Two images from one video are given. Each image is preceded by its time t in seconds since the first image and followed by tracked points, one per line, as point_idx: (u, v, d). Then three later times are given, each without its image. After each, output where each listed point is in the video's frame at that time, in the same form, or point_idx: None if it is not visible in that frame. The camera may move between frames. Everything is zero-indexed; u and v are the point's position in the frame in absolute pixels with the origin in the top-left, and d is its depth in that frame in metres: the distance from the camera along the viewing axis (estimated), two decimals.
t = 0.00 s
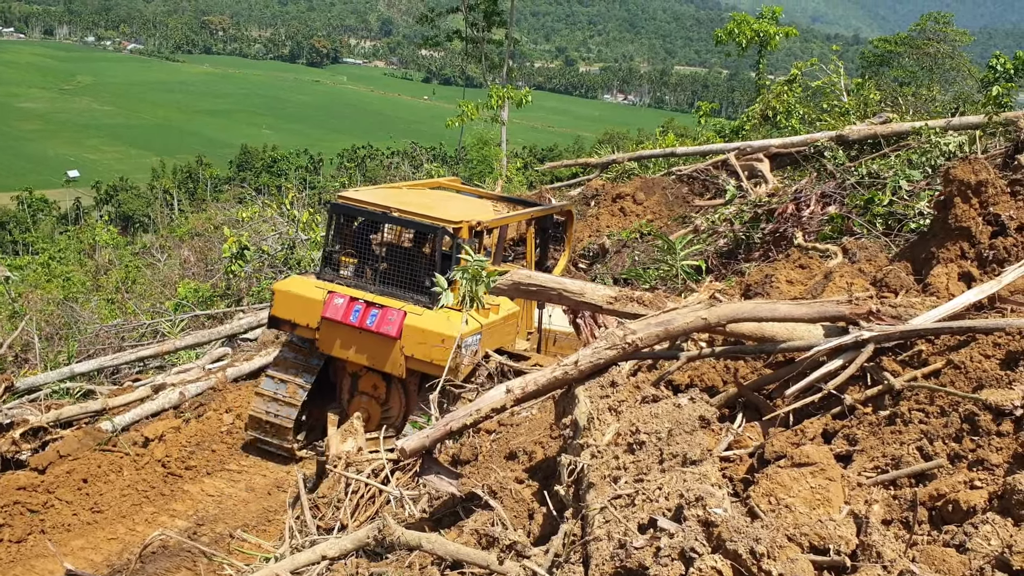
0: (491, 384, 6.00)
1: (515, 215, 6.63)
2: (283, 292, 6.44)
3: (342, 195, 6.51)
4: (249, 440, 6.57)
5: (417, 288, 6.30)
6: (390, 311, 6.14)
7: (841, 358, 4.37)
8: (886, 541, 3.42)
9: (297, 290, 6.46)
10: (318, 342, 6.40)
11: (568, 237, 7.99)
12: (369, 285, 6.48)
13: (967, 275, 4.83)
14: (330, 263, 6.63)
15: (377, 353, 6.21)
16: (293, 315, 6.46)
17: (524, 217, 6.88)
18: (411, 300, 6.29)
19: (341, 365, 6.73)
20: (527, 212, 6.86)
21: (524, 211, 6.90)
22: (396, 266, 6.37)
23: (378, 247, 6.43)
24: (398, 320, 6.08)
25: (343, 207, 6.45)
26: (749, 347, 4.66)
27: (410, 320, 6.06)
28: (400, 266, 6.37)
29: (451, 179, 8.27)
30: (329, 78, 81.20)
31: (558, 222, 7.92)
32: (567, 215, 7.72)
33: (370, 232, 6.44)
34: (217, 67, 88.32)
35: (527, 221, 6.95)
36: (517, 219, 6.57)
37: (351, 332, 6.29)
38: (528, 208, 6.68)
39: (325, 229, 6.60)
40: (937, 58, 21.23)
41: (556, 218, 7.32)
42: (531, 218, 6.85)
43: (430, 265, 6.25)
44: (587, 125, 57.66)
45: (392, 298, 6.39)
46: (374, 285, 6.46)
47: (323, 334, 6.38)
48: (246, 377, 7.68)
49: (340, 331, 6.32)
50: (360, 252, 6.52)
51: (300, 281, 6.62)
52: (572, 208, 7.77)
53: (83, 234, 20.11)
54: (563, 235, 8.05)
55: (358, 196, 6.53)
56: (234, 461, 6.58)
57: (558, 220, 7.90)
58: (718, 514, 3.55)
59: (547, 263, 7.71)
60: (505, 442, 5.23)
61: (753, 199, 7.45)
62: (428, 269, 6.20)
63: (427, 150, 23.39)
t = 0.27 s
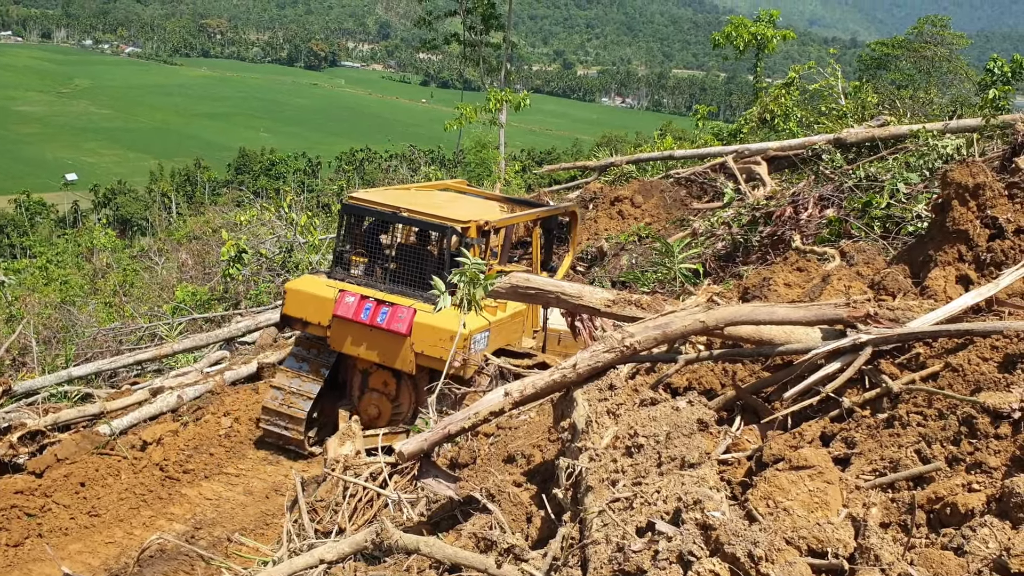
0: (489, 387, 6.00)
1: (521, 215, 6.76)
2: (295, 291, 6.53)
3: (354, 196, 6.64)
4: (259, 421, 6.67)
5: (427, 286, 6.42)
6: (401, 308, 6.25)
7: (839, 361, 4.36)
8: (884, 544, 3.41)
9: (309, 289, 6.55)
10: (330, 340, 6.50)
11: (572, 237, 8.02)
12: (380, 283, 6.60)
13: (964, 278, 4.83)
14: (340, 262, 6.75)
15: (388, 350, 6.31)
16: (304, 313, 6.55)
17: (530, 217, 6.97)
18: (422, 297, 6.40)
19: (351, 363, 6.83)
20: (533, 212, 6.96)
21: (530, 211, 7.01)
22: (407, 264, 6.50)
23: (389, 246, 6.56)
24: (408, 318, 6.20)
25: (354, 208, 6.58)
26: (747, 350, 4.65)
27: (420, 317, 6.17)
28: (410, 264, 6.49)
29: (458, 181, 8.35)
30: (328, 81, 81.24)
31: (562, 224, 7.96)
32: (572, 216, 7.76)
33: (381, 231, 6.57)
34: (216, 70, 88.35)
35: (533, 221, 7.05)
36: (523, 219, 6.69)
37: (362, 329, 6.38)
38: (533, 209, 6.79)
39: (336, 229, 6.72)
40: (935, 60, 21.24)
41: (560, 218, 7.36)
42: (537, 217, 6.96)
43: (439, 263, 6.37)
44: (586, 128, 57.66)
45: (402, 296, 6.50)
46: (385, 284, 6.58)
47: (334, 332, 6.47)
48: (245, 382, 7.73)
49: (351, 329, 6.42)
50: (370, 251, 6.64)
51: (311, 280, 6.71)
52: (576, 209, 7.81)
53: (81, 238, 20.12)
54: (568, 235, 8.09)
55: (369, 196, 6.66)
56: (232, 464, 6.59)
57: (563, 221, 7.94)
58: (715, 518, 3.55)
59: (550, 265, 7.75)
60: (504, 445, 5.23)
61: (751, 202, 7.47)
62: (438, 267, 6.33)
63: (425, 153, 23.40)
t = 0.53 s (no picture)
0: (486, 390, 6.00)
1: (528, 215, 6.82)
2: (307, 289, 6.59)
3: (365, 196, 6.76)
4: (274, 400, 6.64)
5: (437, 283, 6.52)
6: (411, 306, 6.30)
7: (837, 363, 4.37)
8: (883, 546, 3.41)
9: (320, 287, 6.61)
10: (341, 337, 6.55)
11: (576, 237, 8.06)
12: (391, 281, 6.71)
13: (962, 280, 4.84)
14: (352, 261, 6.88)
15: (398, 347, 6.35)
16: (316, 311, 6.61)
17: (535, 217, 7.04)
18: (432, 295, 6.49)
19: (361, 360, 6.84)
20: (539, 213, 7.02)
21: (536, 212, 7.07)
22: (418, 263, 6.61)
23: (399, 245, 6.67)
24: (419, 315, 6.24)
25: (366, 207, 6.70)
26: (745, 352, 4.66)
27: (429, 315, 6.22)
28: (420, 262, 6.60)
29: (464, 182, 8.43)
30: (326, 84, 81.29)
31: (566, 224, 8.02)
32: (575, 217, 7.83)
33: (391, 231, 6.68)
34: (213, 72, 88.32)
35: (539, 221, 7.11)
36: (529, 218, 6.75)
37: (373, 327, 6.44)
38: (540, 208, 6.85)
39: (347, 229, 6.84)
40: (933, 64, 21.29)
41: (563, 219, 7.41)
42: (544, 217, 7.03)
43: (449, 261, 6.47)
44: (583, 131, 57.69)
45: (412, 294, 6.61)
46: (396, 282, 6.69)
47: (346, 329, 6.53)
48: (243, 383, 7.73)
49: (362, 326, 6.48)
50: (382, 250, 6.76)
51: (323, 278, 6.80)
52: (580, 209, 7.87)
53: (78, 240, 20.10)
54: (572, 235, 8.13)
55: (380, 196, 6.78)
56: (230, 466, 6.58)
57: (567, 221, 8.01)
58: (714, 520, 3.55)
59: (553, 265, 7.79)
60: (502, 448, 5.23)
61: (749, 205, 7.48)
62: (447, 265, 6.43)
63: (423, 156, 23.40)
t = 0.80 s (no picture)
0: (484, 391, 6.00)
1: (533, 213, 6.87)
2: (318, 286, 6.65)
3: (374, 194, 6.82)
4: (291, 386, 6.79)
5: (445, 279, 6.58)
6: (422, 301, 6.36)
7: (834, 364, 4.37)
8: (880, 548, 3.42)
9: (331, 283, 6.67)
10: (352, 332, 6.60)
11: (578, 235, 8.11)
12: (400, 278, 6.77)
13: (959, 281, 4.84)
14: (362, 258, 6.93)
15: (409, 341, 6.41)
16: (326, 306, 6.66)
17: (540, 215, 7.09)
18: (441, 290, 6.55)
19: (370, 355, 6.92)
20: (543, 211, 7.07)
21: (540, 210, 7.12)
22: (426, 259, 6.67)
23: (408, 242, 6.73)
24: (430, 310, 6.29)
25: (375, 205, 6.76)
26: (743, 353, 4.66)
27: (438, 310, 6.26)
28: (429, 258, 6.65)
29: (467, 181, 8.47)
30: (324, 85, 81.26)
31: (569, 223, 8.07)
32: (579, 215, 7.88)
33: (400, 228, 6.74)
34: (210, 72, 88.02)
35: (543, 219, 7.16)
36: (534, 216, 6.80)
37: (383, 322, 6.49)
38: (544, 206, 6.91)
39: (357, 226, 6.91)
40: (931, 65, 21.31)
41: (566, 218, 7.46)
42: (548, 215, 7.08)
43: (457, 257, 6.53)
44: (581, 131, 57.69)
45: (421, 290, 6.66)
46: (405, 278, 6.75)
47: (357, 324, 6.58)
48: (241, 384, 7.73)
49: (373, 321, 6.53)
50: (391, 247, 6.82)
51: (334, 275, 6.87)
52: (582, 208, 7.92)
53: (75, 240, 20.07)
54: (575, 232, 8.16)
55: (389, 194, 6.84)
56: (227, 467, 6.57)
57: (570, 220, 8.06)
58: (711, 521, 3.55)
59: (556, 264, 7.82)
60: (500, 449, 5.24)
61: (746, 206, 7.49)
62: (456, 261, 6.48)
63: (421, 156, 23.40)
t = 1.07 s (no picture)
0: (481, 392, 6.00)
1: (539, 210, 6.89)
2: (328, 283, 6.66)
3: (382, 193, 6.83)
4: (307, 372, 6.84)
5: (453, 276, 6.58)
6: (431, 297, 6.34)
7: (831, 364, 4.37)
8: (876, 548, 3.42)
9: (341, 281, 6.66)
10: (361, 328, 6.58)
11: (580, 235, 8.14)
12: (409, 275, 6.78)
13: (955, 282, 4.84)
14: (371, 256, 6.94)
15: (418, 337, 6.39)
16: (336, 304, 6.65)
17: (545, 213, 7.12)
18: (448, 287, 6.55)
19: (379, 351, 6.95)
20: (548, 209, 7.09)
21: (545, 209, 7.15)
22: (434, 257, 6.68)
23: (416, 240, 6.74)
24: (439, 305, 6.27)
25: (383, 203, 6.77)
26: (739, 354, 4.66)
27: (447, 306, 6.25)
28: (436, 255, 6.66)
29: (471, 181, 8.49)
30: (321, 85, 81.23)
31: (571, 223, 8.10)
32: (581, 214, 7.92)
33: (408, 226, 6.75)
34: (207, 73, 88.00)
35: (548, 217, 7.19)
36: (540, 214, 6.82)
37: (393, 318, 6.47)
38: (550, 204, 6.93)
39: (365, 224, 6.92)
40: (927, 65, 21.35)
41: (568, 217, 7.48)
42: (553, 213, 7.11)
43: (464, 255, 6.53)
44: (578, 132, 57.71)
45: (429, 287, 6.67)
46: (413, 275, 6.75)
47: (365, 321, 6.56)
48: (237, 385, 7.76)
49: (382, 318, 6.51)
50: (399, 245, 6.83)
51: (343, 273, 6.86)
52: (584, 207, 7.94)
53: (72, 242, 20.07)
54: (577, 231, 8.19)
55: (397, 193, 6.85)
56: (224, 468, 6.57)
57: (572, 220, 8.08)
58: (708, 522, 3.55)
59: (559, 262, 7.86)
60: (497, 450, 5.25)
61: (743, 207, 7.50)
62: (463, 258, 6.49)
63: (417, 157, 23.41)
